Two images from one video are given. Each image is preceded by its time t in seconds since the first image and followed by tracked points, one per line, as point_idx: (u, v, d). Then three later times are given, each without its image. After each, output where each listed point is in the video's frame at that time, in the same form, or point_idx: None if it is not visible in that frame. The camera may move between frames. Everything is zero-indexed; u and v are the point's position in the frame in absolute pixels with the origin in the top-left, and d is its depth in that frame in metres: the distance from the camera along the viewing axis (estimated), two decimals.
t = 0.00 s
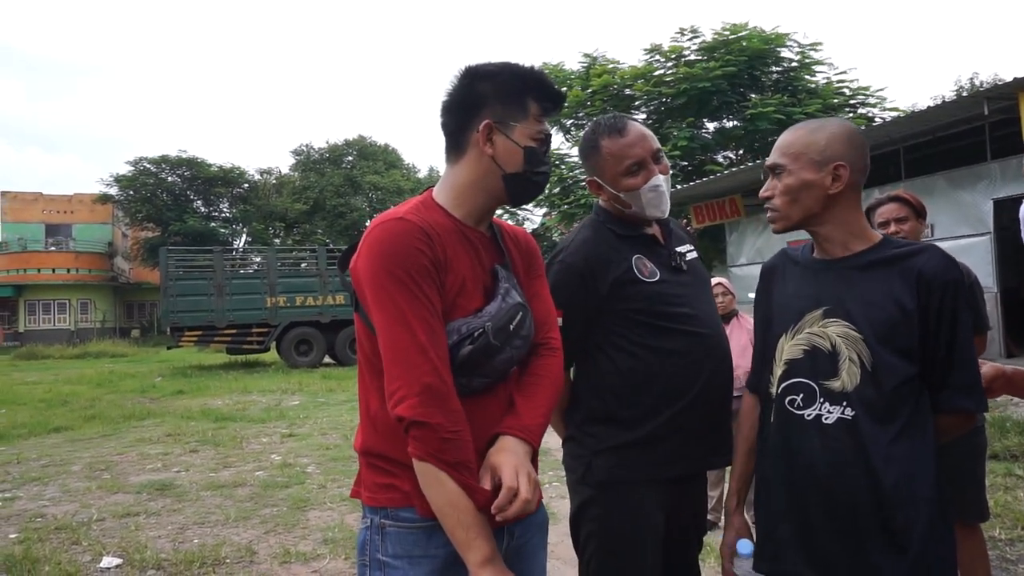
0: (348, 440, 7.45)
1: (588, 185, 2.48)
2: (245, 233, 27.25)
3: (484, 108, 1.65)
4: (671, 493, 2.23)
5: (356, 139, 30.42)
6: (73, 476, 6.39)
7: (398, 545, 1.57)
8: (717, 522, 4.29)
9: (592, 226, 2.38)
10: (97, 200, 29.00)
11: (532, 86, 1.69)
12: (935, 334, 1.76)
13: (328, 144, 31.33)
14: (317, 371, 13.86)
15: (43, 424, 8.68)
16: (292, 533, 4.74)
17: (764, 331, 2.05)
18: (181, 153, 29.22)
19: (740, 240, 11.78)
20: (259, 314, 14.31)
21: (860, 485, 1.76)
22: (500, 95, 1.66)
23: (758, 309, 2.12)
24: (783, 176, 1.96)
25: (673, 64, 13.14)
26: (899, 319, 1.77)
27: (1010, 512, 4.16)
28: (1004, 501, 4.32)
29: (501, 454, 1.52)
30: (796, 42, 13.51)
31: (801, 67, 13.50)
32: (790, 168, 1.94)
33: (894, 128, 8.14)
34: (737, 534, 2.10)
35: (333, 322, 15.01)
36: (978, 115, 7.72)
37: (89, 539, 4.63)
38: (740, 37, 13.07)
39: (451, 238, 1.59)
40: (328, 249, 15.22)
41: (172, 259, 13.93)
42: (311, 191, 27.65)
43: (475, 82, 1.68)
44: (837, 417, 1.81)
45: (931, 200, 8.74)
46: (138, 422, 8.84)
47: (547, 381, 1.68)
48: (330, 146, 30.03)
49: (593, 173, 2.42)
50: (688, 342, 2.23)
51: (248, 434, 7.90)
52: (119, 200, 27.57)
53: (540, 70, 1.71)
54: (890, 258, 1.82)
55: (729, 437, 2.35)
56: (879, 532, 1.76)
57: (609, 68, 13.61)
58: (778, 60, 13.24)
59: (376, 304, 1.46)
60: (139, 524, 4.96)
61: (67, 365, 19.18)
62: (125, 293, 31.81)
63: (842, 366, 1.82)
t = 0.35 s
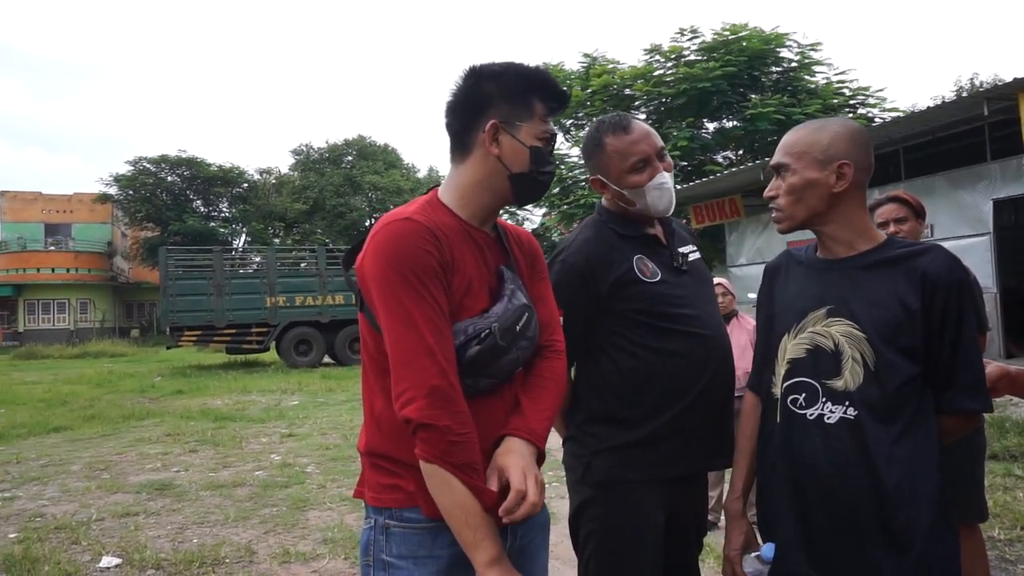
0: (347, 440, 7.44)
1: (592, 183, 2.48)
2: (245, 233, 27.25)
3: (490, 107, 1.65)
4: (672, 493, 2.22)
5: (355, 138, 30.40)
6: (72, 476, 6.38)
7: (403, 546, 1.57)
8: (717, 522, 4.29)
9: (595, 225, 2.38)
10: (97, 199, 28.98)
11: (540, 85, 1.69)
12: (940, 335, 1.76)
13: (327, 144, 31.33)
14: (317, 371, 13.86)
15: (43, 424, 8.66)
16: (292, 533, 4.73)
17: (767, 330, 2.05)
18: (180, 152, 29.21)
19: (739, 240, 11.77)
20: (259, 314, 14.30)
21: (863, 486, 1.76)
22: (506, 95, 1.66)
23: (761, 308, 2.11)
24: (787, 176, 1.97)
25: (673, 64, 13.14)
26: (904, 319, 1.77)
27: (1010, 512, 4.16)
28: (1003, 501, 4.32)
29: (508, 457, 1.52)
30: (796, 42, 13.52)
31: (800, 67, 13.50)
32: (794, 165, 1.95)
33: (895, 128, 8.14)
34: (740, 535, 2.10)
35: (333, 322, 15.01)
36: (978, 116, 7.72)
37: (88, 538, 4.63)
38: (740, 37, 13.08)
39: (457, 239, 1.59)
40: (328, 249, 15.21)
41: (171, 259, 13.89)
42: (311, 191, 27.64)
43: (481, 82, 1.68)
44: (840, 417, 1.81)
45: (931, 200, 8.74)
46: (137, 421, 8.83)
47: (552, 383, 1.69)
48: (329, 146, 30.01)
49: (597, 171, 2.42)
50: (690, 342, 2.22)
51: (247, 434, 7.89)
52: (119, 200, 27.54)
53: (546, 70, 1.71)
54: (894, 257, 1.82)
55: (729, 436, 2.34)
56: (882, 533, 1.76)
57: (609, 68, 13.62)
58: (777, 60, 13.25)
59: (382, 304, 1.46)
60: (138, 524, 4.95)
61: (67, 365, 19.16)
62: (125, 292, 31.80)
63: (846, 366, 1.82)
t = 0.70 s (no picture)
0: (347, 440, 7.44)
1: (595, 182, 2.48)
2: (246, 232, 27.26)
3: (495, 107, 1.65)
4: (672, 493, 2.22)
5: (356, 138, 30.41)
6: (72, 474, 6.39)
7: (409, 544, 1.57)
8: (717, 522, 4.29)
9: (598, 225, 2.38)
10: (97, 198, 28.98)
11: (545, 84, 1.69)
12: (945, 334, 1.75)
13: (328, 143, 31.36)
14: (317, 370, 13.86)
15: (43, 422, 8.66)
16: (291, 532, 4.73)
17: (770, 330, 2.05)
18: (182, 151, 29.21)
19: (740, 240, 11.75)
20: (259, 313, 14.30)
21: (866, 486, 1.76)
22: (511, 93, 1.66)
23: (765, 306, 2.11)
24: (792, 172, 1.97)
25: (674, 64, 13.14)
26: (908, 318, 1.77)
27: (1010, 514, 4.16)
28: (1003, 502, 4.32)
29: (517, 454, 1.53)
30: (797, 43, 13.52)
31: (802, 68, 13.50)
32: (798, 163, 1.95)
33: (897, 129, 8.15)
34: (742, 536, 2.10)
35: (333, 321, 15.01)
36: (979, 117, 7.72)
37: (88, 537, 4.63)
38: (742, 37, 13.08)
39: (465, 237, 1.59)
40: (329, 248, 15.21)
41: (173, 258, 14.02)
42: (312, 190, 27.67)
43: (486, 81, 1.68)
44: (842, 418, 1.81)
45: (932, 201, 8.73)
46: (137, 420, 8.84)
47: (555, 381, 1.69)
48: (330, 146, 30.03)
49: (601, 169, 2.42)
50: (690, 343, 2.22)
51: (247, 433, 7.89)
52: (120, 198, 27.55)
53: (551, 69, 1.71)
54: (898, 256, 1.82)
55: (730, 435, 2.34)
56: (885, 532, 1.76)
57: (610, 68, 13.62)
58: (779, 60, 13.25)
59: (392, 301, 1.45)
60: (138, 523, 4.95)
61: (68, 363, 19.16)
62: (125, 291, 31.82)
63: (848, 366, 1.82)
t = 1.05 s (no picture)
0: (347, 439, 7.45)
1: (595, 179, 2.48)
2: (245, 232, 27.26)
3: (497, 106, 1.65)
4: (672, 493, 2.22)
5: (356, 137, 30.43)
6: (71, 473, 6.38)
7: (411, 544, 1.57)
8: (716, 522, 4.29)
9: (601, 223, 2.38)
10: (97, 197, 28.98)
11: (547, 82, 1.69)
12: (946, 333, 1.75)
13: (328, 142, 31.39)
14: (317, 369, 13.86)
15: (42, 422, 8.66)
16: (290, 531, 4.74)
17: (770, 330, 2.05)
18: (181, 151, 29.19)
19: (739, 240, 11.75)
20: (259, 313, 14.30)
21: (866, 487, 1.77)
22: (513, 90, 1.66)
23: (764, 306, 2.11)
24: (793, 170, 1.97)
25: (673, 64, 13.13)
26: (908, 319, 1.77)
27: (1008, 513, 4.16)
28: (1002, 502, 4.31)
29: (522, 456, 1.52)
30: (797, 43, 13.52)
31: (802, 68, 13.50)
32: (799, 161, 1.95)
33: (896, 129, 8.17)
34: (741, 537, 2.10)
35: (333, 321, 15.01)
36: (979, 117, 7.72)
37: (87, 536, 4.63)
38: (741, 37, 13.08)
39: (470, 234, 1.59)
40: (328, 248, 15.21)
41: (172, 257, 14.03)
42: (312, 189, 27.69)
43: (487, 80, 1.68)
44: (842, 418, 1.81)
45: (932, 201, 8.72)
46: (137, 419, 8.84)
47: (557, 381, 1.69)
48: (330, 145, 30.05)
49: (598, 162, 2.44)
50: (690, 343, 2.22)
51: (247, 433, 7.89)
52: (119, 197, 27.52)
53: (552, 68, 1.71)
54: (898, 256, 1.82)
55: (729, 436, 2.34)
56: (885, 532, 1.76)
57: (610, 68, 13.62)
58: (778, 60, 13.25)
59: (399, 296, 1.45)
60: (137, 522, 4.96)
61: (67, 363, 19.15)
62: (125, 290, 31.80)
63: (848, 367, 1.82)
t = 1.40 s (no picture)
0: (345, 440, 7.44)
1: (600, 174, 2.48)
2: (243, 232, 27.22)
3: (495, 105, 1.66)
4: (671, 494, 2.22)
5: (354, 137, 30.44)
6: (69, 474, 6.38)
7: (411, 544, 1.57)
8: (715, 522, 4.30)
9: (604, 219, 2.39)
10: (95, 198, 28.95)
11: (544, 79, 1.69)
12: (945, 334, 1.76)
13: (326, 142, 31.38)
14: (315, 370, 13.86)
15: (40, 422, 8.64)
16: (289, 532, 4.73)
17: (768, 331, 2.05)
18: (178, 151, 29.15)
19: (737, 240, 11.77)
20: (257, 313, 14.28)
21: (864, 488, 1.77)
22: (510, 88, 1.66)
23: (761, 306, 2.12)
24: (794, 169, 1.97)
25: (671, 64, 13.13)
26: (907, 320, 1.77)
27: (1006, 513, 4.17)
28: (1000, 501, 4.32)
29: (524, 462, 1.53)
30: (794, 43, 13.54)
31: (799, 68, 13.51)
32: (798, 160, 1.96)
33: (892, 129, 8.20)
34: (740, 539, 2.12)
35: (331, 321, 14.99)
36: (976, 117, 7.73)
37: (85, 537, 4.62)
38: (739, 37, 13.09)
39: (470, 234, 1.60)
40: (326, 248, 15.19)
41: (169, 258, 13.98)
42: (310, 190, 27.70)
43: (485, 80, 1.68)
44: (841, 420, 1.81)
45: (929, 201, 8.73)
46: (135, 420, 8.83)
47: (558, 382, 1.70)
48: (328, 146, 30.05)
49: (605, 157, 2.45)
50: (688, 341, 2.22)
51: (245, 433, 7.88)
52: (116, 198, 27.47)
53: (548, 66, 1.71)
54: (897, 257, 1.82)
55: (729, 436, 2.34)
56: (883, 533, 1.76)
57: (608, 68, 13.62)
58: (776, 60, 13.26)
59: (398, 294, 1.46)
60: (135, 523, 4.95)
61: (64, 364, 19.10)
62: (122, 291, 31.75)
63: (847, 368, 1.82)
